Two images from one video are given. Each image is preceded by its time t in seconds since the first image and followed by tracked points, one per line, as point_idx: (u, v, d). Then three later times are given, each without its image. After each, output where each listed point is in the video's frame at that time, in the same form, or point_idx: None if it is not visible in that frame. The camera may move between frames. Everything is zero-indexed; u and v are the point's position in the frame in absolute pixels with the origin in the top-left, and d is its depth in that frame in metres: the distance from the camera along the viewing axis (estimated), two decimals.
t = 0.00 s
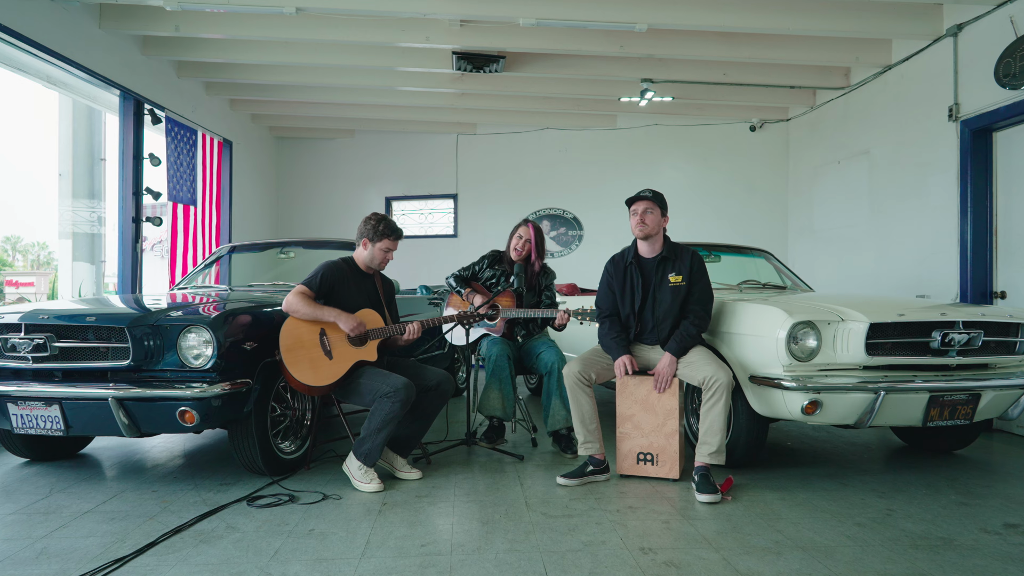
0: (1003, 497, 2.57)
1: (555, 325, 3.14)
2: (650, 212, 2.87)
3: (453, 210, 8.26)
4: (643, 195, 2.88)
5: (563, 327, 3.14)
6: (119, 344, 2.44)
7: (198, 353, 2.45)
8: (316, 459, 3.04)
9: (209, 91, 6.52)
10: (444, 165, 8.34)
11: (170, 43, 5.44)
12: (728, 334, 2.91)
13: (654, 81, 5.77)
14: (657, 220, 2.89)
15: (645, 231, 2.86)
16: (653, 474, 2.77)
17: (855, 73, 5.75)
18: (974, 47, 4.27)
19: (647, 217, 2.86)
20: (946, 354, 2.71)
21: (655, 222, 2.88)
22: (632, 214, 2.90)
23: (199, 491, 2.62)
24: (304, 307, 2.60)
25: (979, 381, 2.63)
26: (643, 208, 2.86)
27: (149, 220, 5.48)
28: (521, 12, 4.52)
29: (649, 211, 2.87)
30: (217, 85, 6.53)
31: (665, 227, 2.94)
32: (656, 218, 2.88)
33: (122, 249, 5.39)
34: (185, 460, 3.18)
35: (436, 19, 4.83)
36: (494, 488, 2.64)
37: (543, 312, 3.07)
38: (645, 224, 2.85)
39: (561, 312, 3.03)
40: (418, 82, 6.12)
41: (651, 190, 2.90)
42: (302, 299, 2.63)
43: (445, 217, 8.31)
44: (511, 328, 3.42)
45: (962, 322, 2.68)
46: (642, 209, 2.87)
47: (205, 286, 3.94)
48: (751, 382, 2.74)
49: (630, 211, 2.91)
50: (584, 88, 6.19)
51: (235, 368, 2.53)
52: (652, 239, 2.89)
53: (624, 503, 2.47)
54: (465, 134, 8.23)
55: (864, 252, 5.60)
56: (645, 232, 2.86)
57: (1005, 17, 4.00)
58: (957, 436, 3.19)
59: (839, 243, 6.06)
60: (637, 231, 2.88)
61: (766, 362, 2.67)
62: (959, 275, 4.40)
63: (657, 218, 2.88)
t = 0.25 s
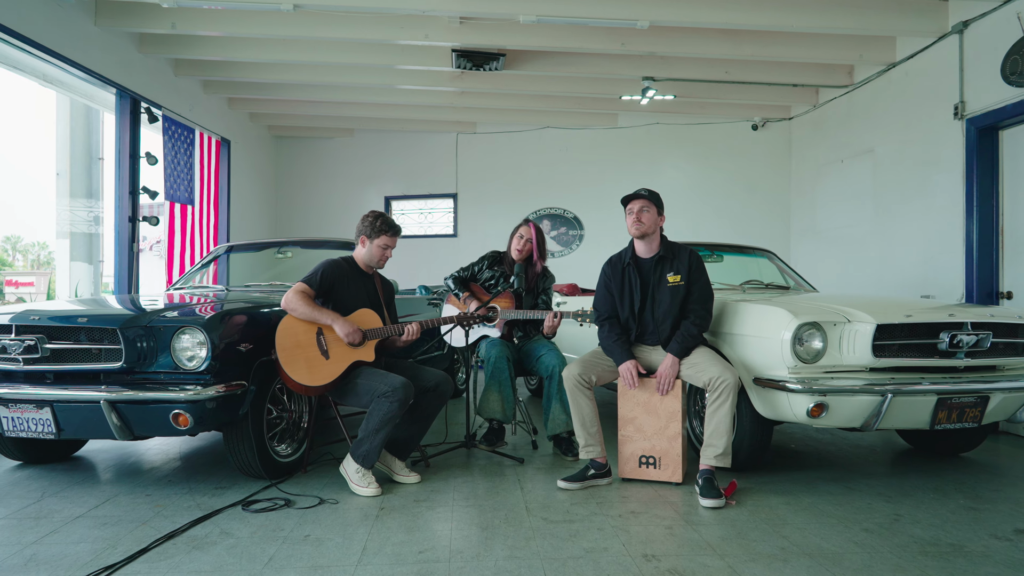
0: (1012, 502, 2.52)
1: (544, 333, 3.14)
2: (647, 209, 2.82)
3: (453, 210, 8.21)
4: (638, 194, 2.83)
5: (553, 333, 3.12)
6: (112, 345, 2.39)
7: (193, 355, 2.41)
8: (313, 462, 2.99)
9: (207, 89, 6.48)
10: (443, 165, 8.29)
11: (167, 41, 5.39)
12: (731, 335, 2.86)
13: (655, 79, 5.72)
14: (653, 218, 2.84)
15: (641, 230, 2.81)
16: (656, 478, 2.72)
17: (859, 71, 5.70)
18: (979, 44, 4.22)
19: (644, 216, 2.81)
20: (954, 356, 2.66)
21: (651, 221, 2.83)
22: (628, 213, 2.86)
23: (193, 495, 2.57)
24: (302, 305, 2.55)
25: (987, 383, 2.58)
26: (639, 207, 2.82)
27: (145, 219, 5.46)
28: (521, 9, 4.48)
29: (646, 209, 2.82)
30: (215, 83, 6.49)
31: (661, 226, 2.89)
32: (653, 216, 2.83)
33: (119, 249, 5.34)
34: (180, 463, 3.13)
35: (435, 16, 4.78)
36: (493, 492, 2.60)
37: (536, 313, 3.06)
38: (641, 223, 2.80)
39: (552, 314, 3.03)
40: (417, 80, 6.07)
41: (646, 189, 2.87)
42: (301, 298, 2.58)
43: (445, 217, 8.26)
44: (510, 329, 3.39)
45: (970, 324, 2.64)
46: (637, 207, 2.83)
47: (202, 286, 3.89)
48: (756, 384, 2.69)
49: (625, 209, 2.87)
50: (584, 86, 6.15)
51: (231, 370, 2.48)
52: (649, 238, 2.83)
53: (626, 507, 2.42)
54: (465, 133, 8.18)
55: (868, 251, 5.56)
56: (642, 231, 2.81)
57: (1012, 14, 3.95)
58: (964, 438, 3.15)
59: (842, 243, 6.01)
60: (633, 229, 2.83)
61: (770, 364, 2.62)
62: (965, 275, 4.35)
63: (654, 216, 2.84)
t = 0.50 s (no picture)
0: None
1: (546, 335, 3.07)
2: (645, 209, 2.76)
3: (453, 210, 8.16)
4: (636, 193, 2.76)
5: (555, 335, 3.06)
6: (103, 348, 2.34)
7: (185, 357, 2.35)
8: (310, 466, 2.93)
9: (205, 88, 6.43)
10: (443, 164, 8.23)
11: (163, 39, 5.33)
12: (736, 337, 2.80)
13: (657, 77, 5.66)
14: (652, 218, 2.78)
15: (641, 229, 2.75)
16: (659, 483, 2.67)
17: (863, 68, 5.64)
18: (987, 41, 4.16)
19: (643, 215, 2.76)
20: (964, 358, 2.61)
21: (650, 220, 2.77)
22: (626, 213, 2.80)
23: (186, 501, 2.52)
24: (298, 307, 2.49)
25: (999, 386, 2.52)
26: (638, 206, 2.76)
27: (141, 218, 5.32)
28: (522, 6, 4.42)
29: (644, 209, 2.76)
30: (213, 81, 6.43)
31: (660, 226, 2.84)
32: (652, 216, 2.77)
33: (115, 249, 5.28)
34: (174, 467, 3.07)
35: (434, 13, 4.72)
36: (493, 497, 2.54)
37: (537, 313, 3.02)
38: (640, 222, 2.75)
39: (552, 314, 2.98)
40: (416, 78, 6.01)
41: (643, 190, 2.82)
42: (298, 298, 2.53)
43: (444, 216, 8.20)
44: (510, 331, 3.31)
45: (981, 325, 2.58)
46: (636, 207, 2.77)
47: (198, 286, 3.84)
48: (762, 387, 2.63)
49: (624, 210, 2.81)
50: (585, 84, 6.10)
51: (224, 372, 2.43)
52: (650, 238, 2.77)
53: (629, 514, 2.36)
54: (465, 132, 8.13)
55: (873, 251, 5.49)
56: (642, 230, 2.75)
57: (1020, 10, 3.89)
58: (973, 442, 3.09)
59: (846, 243, 5.95)
60: (632, 229, 2.77)
61: (776, 367, 2.56)
62: (972, 275, 4.28)
63: (652, 215, 2.79)
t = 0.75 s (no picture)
0: None
1: (551, 338, 2.99)
2: (657, 206, 2.70)
3: (455, 209, 8.10)
4: (649, 189, 2.71)
5: (561, 338, 2.98)
6: (96, 350, 2.28)
7: (181, 361, 2.30)
8: (309, 471, 2.87)
9: (205, 86, 6.38)
10: (445, 163, 8.17)
11: (163, 37, 5.28)
12: (745, 339, 2.73)
13: (662, 75, 5.59)
14: (664, 214, 2.72)
15: (652, 227, 2.69)
16: (666, 490, 2.60)
17: (871, 66, 5.57)
18: (1000, 37, 4.09)
19: (655, 212, 2.70)
20: (981, 362, 2.54)
21: (662, 218, 2.71)
22: (638, 210, 2.74)
23: (182, 507, 2.46)
24: (298, 309, 2.44)
25: (1017, 391, 2.45)
26: (650, 202, 2.70)
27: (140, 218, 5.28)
28: (525, 2, 4.35)
29: (656, 206, 2.70)
30: (213, 80, 6.38)
31: (672, 223, 2.79)
32: (665, 213, 2.71)
33: (114, 249, 5.23)
34: (171, 471, 3.01)
35: (437, 10, 4.66)
36: (496, 504, 2.48)
37: (541, 318, 2.96)
38: (651, 219, 2.69)
39: (557, 318, 2.91)
40: (418, 77, 5.95)
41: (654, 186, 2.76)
42: (297, 300, 2.47)
43: (446, 216, 8.15)
44: (516, 333, 3.27)
45: (998, 328, 2.51)
46: (648, 204, 2.71)
47: (196, 287, 3.78)
48: (772, 391, 2.57)
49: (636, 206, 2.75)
50: (589, 83, 6.04)
51: (221, 376, 2.38)
52: (661, 235, 2.72)
53: (636, 522, 2.30)
54: (468, 131, 8.07)
55: (881, 252, 5.42)
56: (653, 228, 2.69)
57: None
58: (986, 447, 3.02)
59: (853, 243, 5.87)
60: (643, 226, 2.71)
61: (787, 370, 2.50)
62: (984, 276, 4.20)
63: (665, 213, 2.73)
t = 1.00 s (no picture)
0: None
1: (558, 339, 2.92)
2: (675, 204, 2.63)
3: (458, 209, 8.03)
4: (668, 186, 2.66)
5: (568, 339, 2.91)
6: (89, 355, 2.22)
7: (175, 365, 2.23)
8: (309, 477, 2.80)
9: (205, 84, 6.32)
10: (448, 162, 8.10)
11: (161, 34, 5.22)
12: (757, 342, 2.65)
13: (667, 72, 5.51)
14: (681, 214, 2.65)
15: (668, 224, 2.62)
16: (675, 497, 2.52)
17: (881, 63, 5.48)
18: (1014, 32, 4.00)
19: (672, 210, 2.63)
20: (1001, 366, 2.46)
21: (679, 216, 2.64)
22: (655, 207, 2.67)
23: (177, 515, 2.39)
24: (295, 313, 2.37)
25: None
26: (668, 200, 2.63)
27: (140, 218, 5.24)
28: None
29: (674, 203, 2.63)
30: (213, 78, 6.32)
31: (690, 224, 2.71)
32: (681, 211, 2.64)
33: (112, 249, 5.18)
34: (168, 477, 2.95)
35: (439, 6, 4.59)
36: (500, 512, 2.40)
37: (548, 318, 2.89)
38: (668, 217, 2.61)
39: (563, 319, 2.84)
40: (420, 75, 5.88)
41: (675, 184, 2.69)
42: (294, 303, 2.41)
43: (449, 215, 8.08)
44: (521, 335, 3.18)
45: (1019, 331, 2.43)
46: (666, 201, 2.64)
47: (195, 288, 3.71)
48: (784, 396, 2.49)
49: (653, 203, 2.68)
50: (593, 80, 5.97)
51: (217, 381, 2.31)
52: (676, 234, 2.64)
53: (645, 532, 2.22)
54: (470, 129, 8.00)
55: (891, 252, 5.33)
56: (669, 226, 2.62)
57: None
58: (1004, 452, 2.93)
59: (862, 243, 5.78)
60: (659, 224, 2.64)
61: (801, 374, 2.42)
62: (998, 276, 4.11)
63: (682, 211, 2.65)
